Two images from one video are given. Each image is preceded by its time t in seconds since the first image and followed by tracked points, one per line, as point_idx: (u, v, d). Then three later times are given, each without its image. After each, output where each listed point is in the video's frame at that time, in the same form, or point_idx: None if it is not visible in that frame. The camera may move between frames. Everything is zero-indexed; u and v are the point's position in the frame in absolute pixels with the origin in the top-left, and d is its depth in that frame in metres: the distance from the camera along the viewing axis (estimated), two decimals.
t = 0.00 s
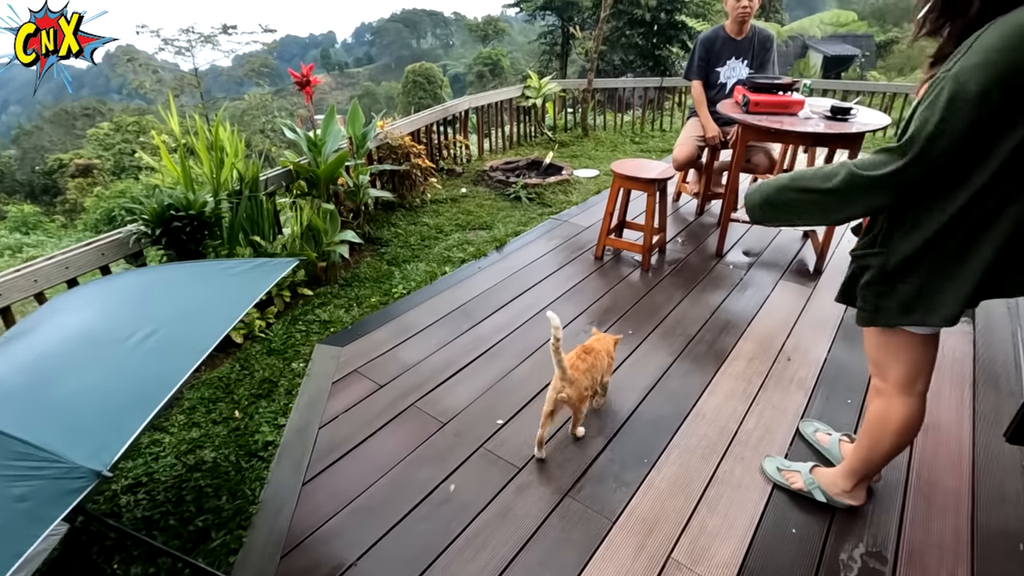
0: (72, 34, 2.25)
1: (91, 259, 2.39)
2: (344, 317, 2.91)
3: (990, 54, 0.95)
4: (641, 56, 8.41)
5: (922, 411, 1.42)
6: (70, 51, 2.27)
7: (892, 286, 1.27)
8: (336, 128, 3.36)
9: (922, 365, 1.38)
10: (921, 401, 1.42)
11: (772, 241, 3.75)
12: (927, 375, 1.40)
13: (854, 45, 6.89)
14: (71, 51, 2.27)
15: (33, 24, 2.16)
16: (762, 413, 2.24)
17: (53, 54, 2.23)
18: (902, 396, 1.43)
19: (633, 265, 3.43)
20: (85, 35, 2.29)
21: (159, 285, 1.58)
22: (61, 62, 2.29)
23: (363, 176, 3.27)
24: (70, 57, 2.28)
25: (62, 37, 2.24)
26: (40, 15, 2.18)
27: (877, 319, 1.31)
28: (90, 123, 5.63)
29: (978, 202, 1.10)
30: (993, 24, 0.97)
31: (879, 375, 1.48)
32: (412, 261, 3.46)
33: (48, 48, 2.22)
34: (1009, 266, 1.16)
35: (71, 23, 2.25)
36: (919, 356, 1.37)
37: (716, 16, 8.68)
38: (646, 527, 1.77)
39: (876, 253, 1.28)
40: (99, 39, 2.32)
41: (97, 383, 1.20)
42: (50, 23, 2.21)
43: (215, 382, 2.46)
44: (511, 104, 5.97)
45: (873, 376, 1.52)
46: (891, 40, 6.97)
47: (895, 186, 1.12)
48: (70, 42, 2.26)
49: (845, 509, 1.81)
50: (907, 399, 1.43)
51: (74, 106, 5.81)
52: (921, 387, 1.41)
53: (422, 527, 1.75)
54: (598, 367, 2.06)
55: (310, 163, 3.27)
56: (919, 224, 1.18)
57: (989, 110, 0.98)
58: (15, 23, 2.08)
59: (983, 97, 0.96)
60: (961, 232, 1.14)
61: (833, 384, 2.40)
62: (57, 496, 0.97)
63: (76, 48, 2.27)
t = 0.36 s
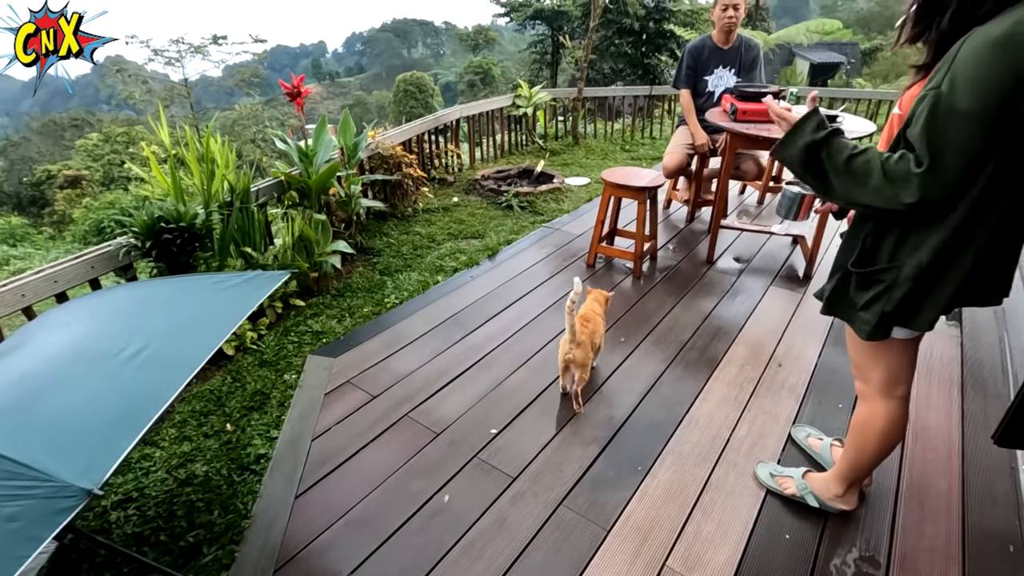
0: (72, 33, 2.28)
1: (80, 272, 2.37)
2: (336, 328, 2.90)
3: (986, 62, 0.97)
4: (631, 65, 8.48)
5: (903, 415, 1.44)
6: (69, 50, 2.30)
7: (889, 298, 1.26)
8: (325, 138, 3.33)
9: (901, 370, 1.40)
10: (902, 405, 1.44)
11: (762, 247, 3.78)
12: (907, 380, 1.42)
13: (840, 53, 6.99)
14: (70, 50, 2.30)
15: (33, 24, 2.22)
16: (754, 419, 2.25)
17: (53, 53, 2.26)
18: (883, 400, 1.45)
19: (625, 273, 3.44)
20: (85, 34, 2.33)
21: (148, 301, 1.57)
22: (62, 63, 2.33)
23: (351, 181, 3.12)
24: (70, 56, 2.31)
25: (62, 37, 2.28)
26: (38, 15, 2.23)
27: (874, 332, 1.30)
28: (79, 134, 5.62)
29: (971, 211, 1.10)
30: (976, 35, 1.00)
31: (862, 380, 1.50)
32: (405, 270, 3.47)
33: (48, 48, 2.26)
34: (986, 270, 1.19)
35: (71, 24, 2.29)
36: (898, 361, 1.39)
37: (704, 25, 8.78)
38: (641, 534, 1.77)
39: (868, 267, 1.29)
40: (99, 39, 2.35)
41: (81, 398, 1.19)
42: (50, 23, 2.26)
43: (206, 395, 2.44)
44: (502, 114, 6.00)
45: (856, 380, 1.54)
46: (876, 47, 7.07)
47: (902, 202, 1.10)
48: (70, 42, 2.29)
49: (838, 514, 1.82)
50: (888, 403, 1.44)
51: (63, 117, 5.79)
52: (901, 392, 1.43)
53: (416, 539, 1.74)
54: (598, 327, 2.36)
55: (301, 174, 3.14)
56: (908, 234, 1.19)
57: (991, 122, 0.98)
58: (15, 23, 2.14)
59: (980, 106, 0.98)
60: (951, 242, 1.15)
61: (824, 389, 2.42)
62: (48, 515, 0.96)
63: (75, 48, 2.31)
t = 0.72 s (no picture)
0: (71, 34, 2.34)
1: (69, 288, 2.36)
2: (328, 341, 2.90)
3: (938, 80, 0.98)
4: (620, 75, 8.56)
5: (877, 424, 1.46)
6: (69, 50, 2.35)
7: (853, 306, 1.30)
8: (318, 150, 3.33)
9: (875, 380, 1.42)
10: (877, 414, 1.46)
11: (752, 256, 3.82)
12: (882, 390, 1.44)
13: (826, 62, 7.08)
14: (71, 50, 2.35)
15: (33, 25, 2.28)
16: (746, 428, 2.27)
17: (53, 54, 2.31)
18: (858, 409, 1.48)
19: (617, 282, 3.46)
20: (84, 34, 2.37)
21: (139, 320, 1.56)
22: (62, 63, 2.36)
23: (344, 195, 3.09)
24: (70, 56, 2.35)
25: (62, 37, 2.34)
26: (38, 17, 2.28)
27: (840, 340, 1.34)
28: (69, 146, 5.60)
29: (932, 226, 1.11)
30: (931, 52, 1.01)
31: (838, 389, 1.52)
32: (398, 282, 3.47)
33: (48, 48, 2.31)
34: (956, 284, 1.18)
35: (71, 23, 2.33)
36: (871, 371, 1.41)
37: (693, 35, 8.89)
38: (634, 545, 1.77)
39: (837, 275, 1.33)
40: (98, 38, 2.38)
41: (66, 422, 1.18)
42: (50, 23, 2.32)
43: (197, 411, 2.42)
44: (493, 125, 6.04)
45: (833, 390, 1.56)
46: (862, 57, 7.18)
47: (863, 211, 1.15)
48: (69, 41, 2.34)
49: (829, 522, 1.84)
50: (863, 411, 1.47)
51: (52, 128, 5.75)
52: (875, 401, 1.45)
53: (410, 554, 1.73)
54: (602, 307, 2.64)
55: (292, 187, 3.11)
56: (874, 246, 1.22)
57: (941, 139, 1.01)
58: (14, 23, 2.20)
59: (929, 123, 1.01)
60: (915, 255, 1.16)
61: (814, 397, 2.44)
62: (38, 541, 0.96)
63: (75, 48, 2.35)
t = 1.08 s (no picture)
0: (72, 33, 2.36)
1: (62, 305, 2.35)
2: (323, 355, 2.90)
3: (867, 102, 1.08)
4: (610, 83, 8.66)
5: (853, 434, 1.50)
6: (70, 50, 2.36)
7: (827, 319, 1.35)
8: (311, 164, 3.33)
9: (849, 391, 1.46)
10: (853, 423, 1.50)
11: (743, 267, 3.85)
12: (858, 401, 1.48)
13: (815, 73, 7.18)
14: (71, 51, 2.36)
15: (33, 25, 2.29)
16: (738, 439, 2.29)
17: (54, 54, 2.31)
18: (833, 417, 1.52)
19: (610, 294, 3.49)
20: (85, 35, 2.39)
21: (134, 341, 1.57)
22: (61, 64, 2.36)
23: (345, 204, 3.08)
24: (70, 55, 2.36)
25: (62, 37, 2.36)
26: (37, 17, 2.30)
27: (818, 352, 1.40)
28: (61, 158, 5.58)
29: (876, 238, 1.18)
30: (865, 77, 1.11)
31: (816, 397, 1.57)
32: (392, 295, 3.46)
33: (49, 48, 2.32)
34: (918, 298, 1.23)
35: (71, 24, 2.37)
36: (846, 382, 1.45)
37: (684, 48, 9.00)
38: (628, 559, 1.78)
39: (809, 289, 1.39)
40: (97, 38, 2.41)
41: (63, 449, 1.18)
42: (50, 23, 2.34)
43: (190, 427, 2.41)
44: (486, 137, 6.08)
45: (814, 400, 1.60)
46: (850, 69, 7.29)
47: (810, 224, 1.25)
48: (70, 41, 2.36)
49: (821, 533, 1.85)
50: (839, 421, 1.51)
51: (43, 140, 5.75)
52: (850, 411, 1.49)
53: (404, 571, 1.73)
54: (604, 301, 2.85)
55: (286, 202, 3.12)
56: (838, 256, 1.29)
57: (872, 157, 1.10)
58: (14, 23, 2.21)
59: (862, 141, 1.10)
60: (868, 267, 1.23)
61: (806, 408, 2.46)
62: (36, 568, 0.97)
63: (76, 48, 2.37)
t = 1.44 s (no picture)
0: (72, 33, 2.38)
1: (56, 321, 2.33)
2: (319, 368, 2.89)
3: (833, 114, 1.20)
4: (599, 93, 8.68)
5: (842, 434, 1.55)
6: (70, 50, 2.38)
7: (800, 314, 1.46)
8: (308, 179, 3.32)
9: (835, 390, 1.53)
10: (840, 423, 1.55)
11: (739, 276, 3.87)
12: (844, 402, 1.54)
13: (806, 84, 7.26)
14: (72, 51, 2.38)
15: (33, 24, 2.30)
16: (736, 451, 2.29)
17: (54, 54, 2.33)
18: (821, 418, 1.58)
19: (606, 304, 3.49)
20: (85, 35, 2.41)
21: (130, 363, 1.56)
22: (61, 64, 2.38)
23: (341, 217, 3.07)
24: (71, 55, 2.38)
25: (62, 37, 2.38)
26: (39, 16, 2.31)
27: (795, 347, 1.50)
28: (54, 168, 5.55)
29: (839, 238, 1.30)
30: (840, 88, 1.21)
31: (805, 401, 1.63)
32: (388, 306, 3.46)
33: (49, 48, 2.33)
34: (884, 300, 1.33)
35: (71, 24, 2.39)
36: (832, 383, 1.51)
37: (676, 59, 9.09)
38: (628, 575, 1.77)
39: (787, 286, 1.51)
40: (97, 38, 2.42)
41: (57, 476, 1.16)
42: (50, 23, 2.36)
43: (185, 443, 2.39)
44: (481, 147, 6.10)
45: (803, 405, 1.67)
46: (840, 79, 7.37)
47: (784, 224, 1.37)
48: (70, 41, 2.38)
49: (820, 546, 1.85)
50: (826, 420, 1.56)
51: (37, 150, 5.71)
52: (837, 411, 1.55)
53: None
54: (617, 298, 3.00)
55: (282, 215, 3.09)
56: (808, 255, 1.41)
57: (838, 164, 1.21)
58: (15, 23, 2.22)
59: (826, 148, 1.22)
60: (835, 267, 1.34)
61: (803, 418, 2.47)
62: None
63: (76, 48, 2.38)
